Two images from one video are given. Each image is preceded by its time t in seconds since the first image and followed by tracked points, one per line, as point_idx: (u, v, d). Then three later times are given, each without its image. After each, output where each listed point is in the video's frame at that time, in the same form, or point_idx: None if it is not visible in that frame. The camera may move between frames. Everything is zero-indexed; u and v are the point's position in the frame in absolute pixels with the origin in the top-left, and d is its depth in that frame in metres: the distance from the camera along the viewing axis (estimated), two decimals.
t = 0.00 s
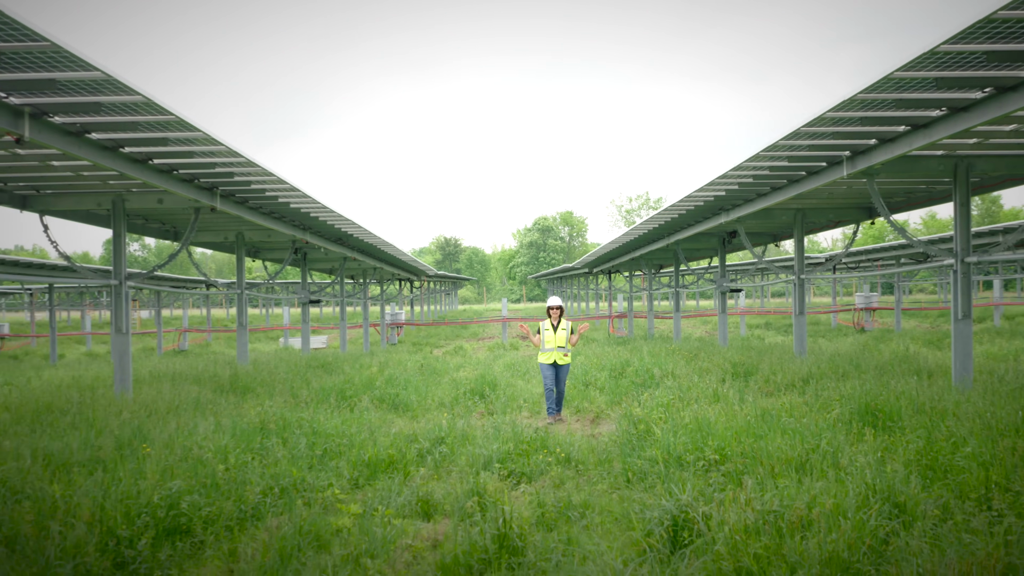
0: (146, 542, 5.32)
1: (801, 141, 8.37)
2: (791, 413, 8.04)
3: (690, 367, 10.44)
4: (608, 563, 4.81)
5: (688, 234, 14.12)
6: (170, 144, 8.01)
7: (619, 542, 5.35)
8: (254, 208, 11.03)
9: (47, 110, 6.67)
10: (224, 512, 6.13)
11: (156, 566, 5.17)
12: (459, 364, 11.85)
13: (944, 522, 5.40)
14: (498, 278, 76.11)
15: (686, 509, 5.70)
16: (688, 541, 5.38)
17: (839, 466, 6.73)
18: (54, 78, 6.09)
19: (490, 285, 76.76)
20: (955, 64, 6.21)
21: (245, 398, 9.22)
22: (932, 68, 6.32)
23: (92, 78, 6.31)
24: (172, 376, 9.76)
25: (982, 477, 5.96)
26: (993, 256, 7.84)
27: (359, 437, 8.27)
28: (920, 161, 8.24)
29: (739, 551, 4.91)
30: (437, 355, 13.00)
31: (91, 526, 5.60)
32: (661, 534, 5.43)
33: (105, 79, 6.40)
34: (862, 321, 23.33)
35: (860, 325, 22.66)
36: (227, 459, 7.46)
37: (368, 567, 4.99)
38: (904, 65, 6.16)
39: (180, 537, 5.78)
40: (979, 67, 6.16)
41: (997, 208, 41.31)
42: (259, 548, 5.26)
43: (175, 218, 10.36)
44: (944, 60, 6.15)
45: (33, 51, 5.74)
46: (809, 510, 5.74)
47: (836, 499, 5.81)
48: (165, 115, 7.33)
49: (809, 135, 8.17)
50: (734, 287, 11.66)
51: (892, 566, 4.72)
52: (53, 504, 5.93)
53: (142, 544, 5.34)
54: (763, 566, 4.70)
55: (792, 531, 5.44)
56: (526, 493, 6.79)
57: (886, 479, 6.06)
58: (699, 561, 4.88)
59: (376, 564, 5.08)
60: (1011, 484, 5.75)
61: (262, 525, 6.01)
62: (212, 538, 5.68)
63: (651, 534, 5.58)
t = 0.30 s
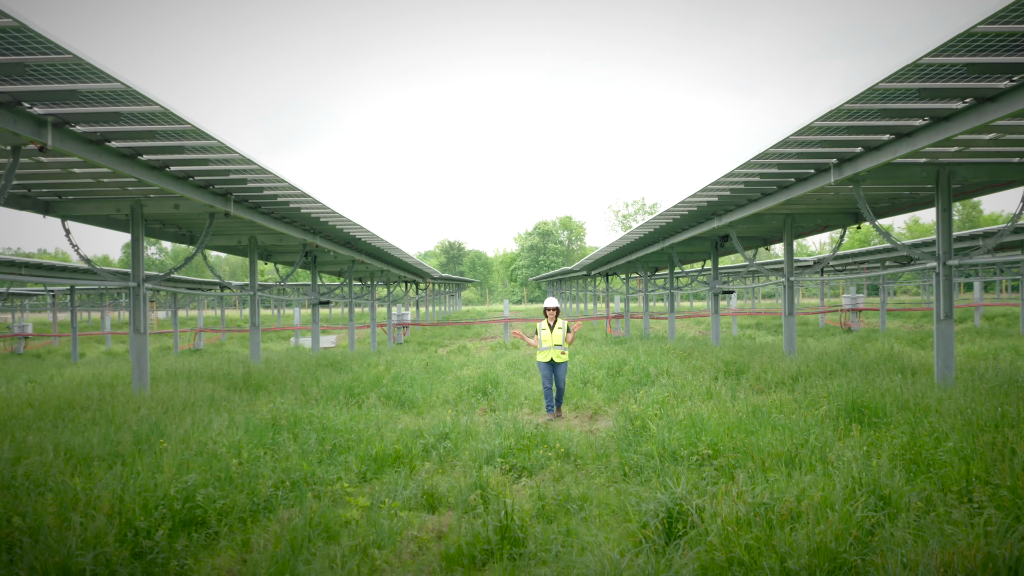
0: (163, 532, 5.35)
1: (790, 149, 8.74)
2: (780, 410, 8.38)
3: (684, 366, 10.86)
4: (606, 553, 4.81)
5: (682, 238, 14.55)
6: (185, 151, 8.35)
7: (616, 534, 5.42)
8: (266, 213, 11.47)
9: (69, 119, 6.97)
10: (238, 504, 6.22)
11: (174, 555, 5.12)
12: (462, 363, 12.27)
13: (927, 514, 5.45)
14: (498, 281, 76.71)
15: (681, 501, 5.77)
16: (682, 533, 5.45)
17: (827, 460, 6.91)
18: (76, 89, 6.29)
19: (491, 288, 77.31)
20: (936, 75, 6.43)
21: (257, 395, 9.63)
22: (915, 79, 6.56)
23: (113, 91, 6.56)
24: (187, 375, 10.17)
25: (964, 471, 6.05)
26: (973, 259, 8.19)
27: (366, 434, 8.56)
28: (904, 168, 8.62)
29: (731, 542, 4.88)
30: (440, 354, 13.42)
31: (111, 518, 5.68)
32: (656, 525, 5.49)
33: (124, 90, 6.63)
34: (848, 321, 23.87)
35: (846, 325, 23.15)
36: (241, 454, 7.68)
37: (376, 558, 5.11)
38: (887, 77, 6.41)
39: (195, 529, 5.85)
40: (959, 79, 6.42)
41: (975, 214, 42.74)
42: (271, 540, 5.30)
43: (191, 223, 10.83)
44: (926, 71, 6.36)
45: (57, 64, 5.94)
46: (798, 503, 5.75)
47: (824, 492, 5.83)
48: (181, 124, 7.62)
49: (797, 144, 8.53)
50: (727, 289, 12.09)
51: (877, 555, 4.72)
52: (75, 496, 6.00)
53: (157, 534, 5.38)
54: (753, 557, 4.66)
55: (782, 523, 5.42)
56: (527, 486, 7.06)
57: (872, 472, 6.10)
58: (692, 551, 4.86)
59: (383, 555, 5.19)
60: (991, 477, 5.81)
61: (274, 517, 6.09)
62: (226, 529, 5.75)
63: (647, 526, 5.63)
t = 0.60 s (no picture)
0: (177, 525, 5.52)
1: (781, 155, 9.05)
2: (772, 407, 8.66)
3: (679, 365, 11.20)
4: (603, 545, 4.96)
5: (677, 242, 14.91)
6: (198, 158, 8.64)
7: (614, 527, 5.64)
8: (275, 218, 11.84)
9: (86, 127, 7.23)
10: (249, 498, 6.39)
11: (187, 547, 5.30)
12: (465, 362, 12.62)
13: (912, 508, 5.59)
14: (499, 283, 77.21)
15: (676, 496, 5.99)
16: (678, 526, 5.68)
17: (817, 455, 7.11)
18: (93, 98, 6.50)
19: (492, 290, 77.82)
20: (922, 84, 6.60)
21: (267, 394, 9.97)
22: (903, 88, 6.73)
23: (130, 100, 6.77)
24: (199, 373, 10.61)
25: (948, 466, 6.20)
26: (958, 262, 8.48)
27: (371, 432, 8.84)
28: (892, 174, 8.92)
29: (724, 535, 5.06)
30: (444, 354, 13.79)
31: (126, 511, 5.81)
32: (652, 519, 5.75)
33: (139, 99, 6.84)
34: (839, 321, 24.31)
35: (837, 326, 23.58)
36: (251, 449, 7.92)
37: (382, 550, 5.37)
38: (874, 87, 6.60)
39: (207, 522, 6.00)
40: (945, 87, 6.60)
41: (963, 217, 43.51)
42: (280, 533, 5.54)
43: (203, 226, 11.24)
44: (913, 80, 6.51)
45: (75, 73, 6.04)
46: (789, 497, 5.89)
47: (814, 487, 5.98)
48: (194, 131, 7.88)
49: (788, 151, 8.83)
50: (720, 290, 12.46)
51: (865, 548, 4.83)
52: (93, 490, 6.18)
53: (172, 526, 5.54)
54: (746, 548, 4.80)
55: (774, 516, 5.60)
56: (528, 481, 7.33)
57: (859, 467, 6.25)
58: (687, 544, 5.03)
59: (388, 547, 5.45)
60: (975, 472, 5.98)
61: (283, 510, 6.28)
62: (238, 522, 5.92)
63: (643, 519, 5.91)
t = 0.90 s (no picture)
0: (180, 526, 5.55)
1: (781, 158, 9.10)
2: (773, 408, 8.70)
3: (679, 366, 11.26)
4: (604, 546, 4.99)
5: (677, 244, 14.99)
6: (201, 160, 8.68)
7: (615, 528, 5.68)
8: (277, 220, 11.90)
9: (89, 129, 7.27)
10: (251, 499, 6.41)
11: (188, 548, 5.33)
12: (466, 362, 12.69)
13: (912, 508, 5.62)
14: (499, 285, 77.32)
15: (676, 497, 6.03)
16: (679, 527, 5.71)
17: (816, 456, 7.15)
18: (97, 101, 6.53)
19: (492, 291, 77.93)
20: (922, 87, 6.63)
21: (269, 395, 10.00)
22: (902, 91, 6.75)
23: (133, 103, 6.81)
24: (202, 374, 10.68)
25: (948, 466, 6.23)
26: (958, 263, 8.53)
27: (373, 432, 8.86)
28: (891, 176, 8.97)
29: (725, 535, 5.08)
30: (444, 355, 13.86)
31: (129, 512, 5.83)
32: (653, 520, 5.78)
33: (142, 102, 6.88)
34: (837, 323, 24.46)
35: (835, 327, 23.72)
36: (253, 450, 7.95)
37: (384, 550, 5.41)
38: (873, 89, 6.63)
39: (209, 522, 6.03)
40: (944, 90, 6.64)
41: (960, 219, 43.72)
42: (282, 533, 5.57)
43: (205, 228, 11.30)
44: (912, 83, 6.55)
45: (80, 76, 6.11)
46: (790, 498, 5.93)
47: (815, 487, 6.00)
48: (197, 134, 7.93)
49: (788, 153, 8.87)
50: (720, 292, 12.52)
51: (865, 548, 4.86)
52: (95, 492, 6.20)
53: (175, 527, 5.56)
54: (746, 549, 4.83)
55: (774, 517, 5.63)
56: (529, 482, 7.37)
57: (860, 468, 6.27)
58: (687, 544, 5.06)
59: (390, 548, 5.48)
60: (975, 473, 6.00)
61: (285, 511, 6.31)
62: (240, 523, 5.95)
63: (644, 519, 5.94)
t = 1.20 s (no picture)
0: (181, 527, 5.54)
1: (781, 159, 9.12)
2: (774, 409, 8.69)
3: (681, 367, 11.28)
4: (605, 547, 4.98)
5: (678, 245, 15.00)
6: (201, 161, 8.68)
7: (616, 529, 5.68)
8: (278, 221, 11.90)
9: (91, 130, 7.26)
10: (252, 500, 6.41)
11: (190, 549, 5.33)
12: (467, 364, 12.71)
13: (913, 509, 5.62)
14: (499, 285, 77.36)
15: (678, 498, 6.03)
16: (679, 528, 5.71)
17: (817, 457, 7.14)
18: (98, 102, 6.53)
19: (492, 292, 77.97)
20: (923, 88, 6.64)
21: (270, 396, 10.00)
22: (903, 92, 6.77)
23: (134, 104, 6.81)
24: (203, 375, 10.68)
25: (949, 467, 6.23)
26: (958, 264, 8.54)
27: (374, 434, 8.86)
28: (892, 177, 8.97)
29: (726, 537, 5.08)
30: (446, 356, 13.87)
31: (130, 513, 5.84)
32: (654, 521, 5.78)
33: (143, 103, 6.88)
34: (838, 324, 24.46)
35: (835, 327, 23.72)
36: (255, 451, 7.96)
37: (385, 552, 5.41)
38: (874, 90, 6.64)
39: (210, 524, 6.03)
40: (946, 91, 6.64)
41: (960, 220, 43.67)
42: (283, 534, 5.56)
43: (207, 230, 11.31)
44: (913, 84, 6.55)
45: (81, 77, 6.11)
46: (791, 499, 5.92)
47: (815, 488, 6.00)
48: (198, 135, 7.93)
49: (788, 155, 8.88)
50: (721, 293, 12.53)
51: (866, 549, 4.86)
52: (96, 492, 6.20)
53: (176, 528, 5.56)
54: (747, 550, 4.84)
55: (775, 518, 5.63)
56: (530, 483, 7.36)
57: (861, 469, 6.26)
58: (688, 546, 5.05)
59: (391, 549, 5.48)
60: (976, 474, 5.99)
61: (286, 512, 6.30)
62: (241, 525, 5.95)
63: (645, 521, 5.94)
